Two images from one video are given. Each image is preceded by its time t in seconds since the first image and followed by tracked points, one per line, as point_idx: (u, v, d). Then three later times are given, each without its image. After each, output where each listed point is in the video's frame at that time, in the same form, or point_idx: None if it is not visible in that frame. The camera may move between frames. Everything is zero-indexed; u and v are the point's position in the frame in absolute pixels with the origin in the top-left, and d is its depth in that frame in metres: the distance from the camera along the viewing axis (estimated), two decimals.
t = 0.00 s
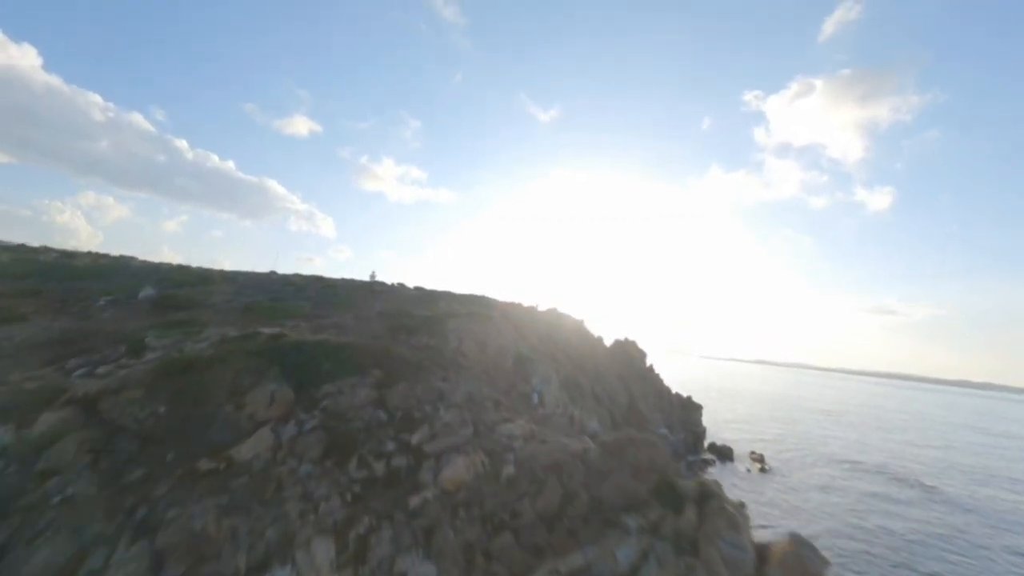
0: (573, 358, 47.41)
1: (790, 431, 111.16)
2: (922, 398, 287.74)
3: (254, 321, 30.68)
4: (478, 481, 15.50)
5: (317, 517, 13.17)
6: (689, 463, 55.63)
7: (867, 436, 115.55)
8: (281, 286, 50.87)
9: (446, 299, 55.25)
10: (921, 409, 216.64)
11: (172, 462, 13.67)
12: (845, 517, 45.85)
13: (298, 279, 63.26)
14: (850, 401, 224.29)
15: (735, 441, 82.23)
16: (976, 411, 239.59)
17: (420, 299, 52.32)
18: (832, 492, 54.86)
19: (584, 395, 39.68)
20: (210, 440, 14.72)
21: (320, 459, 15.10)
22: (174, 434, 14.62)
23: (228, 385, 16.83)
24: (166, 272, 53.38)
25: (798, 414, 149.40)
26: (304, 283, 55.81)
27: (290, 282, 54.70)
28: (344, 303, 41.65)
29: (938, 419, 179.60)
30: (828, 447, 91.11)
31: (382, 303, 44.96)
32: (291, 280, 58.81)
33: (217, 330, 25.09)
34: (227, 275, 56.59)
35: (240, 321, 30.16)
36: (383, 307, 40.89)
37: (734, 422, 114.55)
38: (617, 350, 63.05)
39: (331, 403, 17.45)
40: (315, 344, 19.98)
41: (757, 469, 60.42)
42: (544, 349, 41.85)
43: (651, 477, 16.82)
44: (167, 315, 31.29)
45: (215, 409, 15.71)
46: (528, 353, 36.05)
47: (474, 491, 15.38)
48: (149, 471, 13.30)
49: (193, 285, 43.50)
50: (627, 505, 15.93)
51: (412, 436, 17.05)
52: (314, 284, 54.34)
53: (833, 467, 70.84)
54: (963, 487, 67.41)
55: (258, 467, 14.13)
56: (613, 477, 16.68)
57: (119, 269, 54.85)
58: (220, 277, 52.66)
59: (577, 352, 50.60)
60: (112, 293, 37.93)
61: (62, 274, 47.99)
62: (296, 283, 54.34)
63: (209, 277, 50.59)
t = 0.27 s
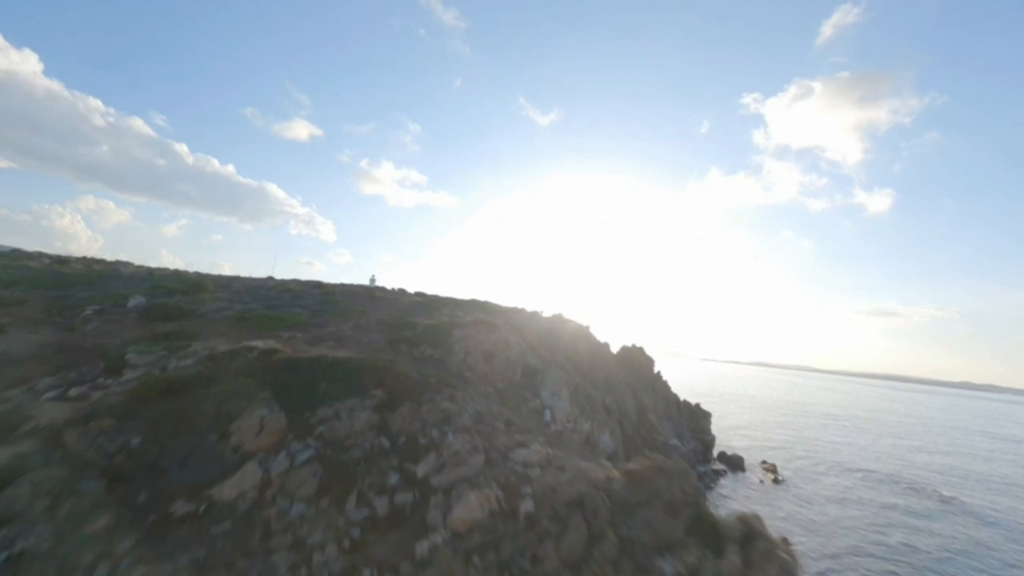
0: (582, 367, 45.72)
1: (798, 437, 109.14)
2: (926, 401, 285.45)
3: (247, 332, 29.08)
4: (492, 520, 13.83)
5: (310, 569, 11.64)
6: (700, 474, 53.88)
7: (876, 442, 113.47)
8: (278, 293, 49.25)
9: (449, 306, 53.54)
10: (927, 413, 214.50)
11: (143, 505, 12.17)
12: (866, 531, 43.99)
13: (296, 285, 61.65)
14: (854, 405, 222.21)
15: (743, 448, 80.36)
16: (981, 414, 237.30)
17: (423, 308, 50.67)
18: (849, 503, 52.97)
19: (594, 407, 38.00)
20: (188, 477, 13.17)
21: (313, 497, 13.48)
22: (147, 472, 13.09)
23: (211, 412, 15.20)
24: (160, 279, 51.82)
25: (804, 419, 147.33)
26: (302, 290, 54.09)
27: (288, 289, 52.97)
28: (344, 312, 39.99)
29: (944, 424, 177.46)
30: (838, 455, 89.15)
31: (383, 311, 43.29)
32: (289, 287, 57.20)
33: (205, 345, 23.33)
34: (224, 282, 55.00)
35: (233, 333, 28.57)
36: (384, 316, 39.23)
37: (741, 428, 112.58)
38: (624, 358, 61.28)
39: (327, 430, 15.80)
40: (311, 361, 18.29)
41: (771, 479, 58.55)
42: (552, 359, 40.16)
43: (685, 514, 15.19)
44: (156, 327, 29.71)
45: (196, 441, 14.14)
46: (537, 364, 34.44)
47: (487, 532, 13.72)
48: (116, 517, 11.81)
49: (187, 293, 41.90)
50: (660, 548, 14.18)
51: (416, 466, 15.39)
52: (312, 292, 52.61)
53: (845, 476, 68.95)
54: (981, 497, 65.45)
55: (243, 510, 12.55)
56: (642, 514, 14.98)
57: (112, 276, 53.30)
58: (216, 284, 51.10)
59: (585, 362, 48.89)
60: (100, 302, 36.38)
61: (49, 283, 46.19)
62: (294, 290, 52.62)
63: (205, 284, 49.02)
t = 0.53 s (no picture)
0: (587, 373, 44.64)
1: (804, 441, 107.72)
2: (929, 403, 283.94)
3: (242, 341, 27.93)
4: (504, 552, 12.91)
5: None
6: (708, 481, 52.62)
7: (882, 447, 112.04)
8: (276, 297, 48.07)
9: (451, 311, 52.40)
10: (931, 415, 213.02)
11: (121, 540, 11.33)
12: (880, 542, 42.69)
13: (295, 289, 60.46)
14: (858, 407, 220.54)
15: (750, 453, 79.08)
16: (985, 416, 235.84)
17: (424, 312, 49.55)
18: (861, 512, 51.68)
19: (601, 416, 36.82)
20: (171, 508, 12.32)
21: (309, 528, 12.54)
22: (128, 503, 12.24)
23: (199, 433, 14.23)
24: (155, 283, 50.66)
25: (808, 421, 145.92)
26: (301, 294, 53.04)
27: (287, 293, 51.93)
28: (344, 317, 38.92)
29: (949, 426, 175.95)
30: (846, 459, 87.77)
31: (383, 317, 42.10)
32: (288, 290, 56.05)
33: (197, 355, 22.31)
34: (220, 285, 53.82)
35: (227, 342, 27.44)
36: (384, 322, 38.04)
37: (746, 431, 111.20)
38: (630, 362, 60.15)
39: (324, 450, 14.70)
40: (308, 373, 17.12)
41: (779, 486, 57.28)
42: (558, 365, 38.96)
43: (712, 541, 14.19)
44: (147, 335, 28.56)
45: (182, 466, 13.22)
46: (543, 371, 33.29)
47: (498, 565, 12.86)
48: (91, 554, 10.94)
49: (182, 297, 40.76)
50: None
51: (421, 490, 14.35)
52: (311, 296, 51.58)
53: (855, 482, 67.62)
54: (994, 504, 64.03)
55: (231, 546, 11.66)
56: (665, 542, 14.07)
57: (107, 280, 52.15)
58: (212, 288, 49.95)
59: (590, 367, 47.75)
60: (91, 307, 35.25)
61: (43, 287, 45.22)
62: (293, 294, 51.58)
63: (201, 288, 47.86)
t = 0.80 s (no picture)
0: (596, 382, 43.04)
1: (812, 446, 105.82)
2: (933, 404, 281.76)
3: (233, 355, 26.26)
4: None
5: None
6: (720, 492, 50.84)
7: (892, 451, 110.13)
8: (272, 304, 46.35)
9: (454, 317, 50.70)
10: (936, 417, 210.89)
11: None
12: (903, 558, 40.87)
13: (293, 294, 58.83)
14: (863, 409, 218.50)
15: (759, 459, 77.10)
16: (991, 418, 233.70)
17: (426, 319, 47.87)
18: (879, 524, 49.84)
19: (613, 429, 35.16)
20: (141, 561, 11.50)
21: None
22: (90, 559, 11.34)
23: (176, 474, 13.09)
24: (147, 290, 48.97)
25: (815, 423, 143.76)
26: (299, 300, 51.34)
27: (284, 300, 50.24)
28: (343, 326, 37.26)
29: (956, 429, 173.90)
30: (857, 465, 85.82)
31: (383, 325, 40.29)
32: (285, 296, 54.37)
33: (182, 373, 20.70)
34: (215, 292, 52.12)
35: (217, 356, 25.83)
36: (384, 331, 36.29)
37: (753, 436, 109.24)
38: (638, 368, 58.43)
39: (317, 489, 13.46)
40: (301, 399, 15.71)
41: (793, 496, 55.43)
42: (566, 375, 37.30)
43: None
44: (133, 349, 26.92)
45: (154, 514, 12.33)
46: (553, 384, 31.77)
47: None
48: None
49: (173, 305, 39.15)
50: None
51: (429, 535, 13.24)
52: (309, 302, 49.89)
53: (869, 489, 65.69)
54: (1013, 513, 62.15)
55: None
56: None
57: (97, 287, 50.48)
58: (206, 296, 48.23)
59: (599, 375, 46.09)
60: (77, 317, 33.61)
61: (30, 295, 43.54)
62: (290, 301, 49.90)
63: (194, 295, 46.18)
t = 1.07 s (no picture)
0: (602, 388, 41.96)
1: (818, 448, 104.45)
2: (936, 404, 280.75)
3: (227, 365, 25.15)
4: None
5: None
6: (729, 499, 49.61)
7: (898, 453, 108.75)
8: (268, 308, 45.14)
9: (456, 321, 49.49)
10: (939, 417, 209.86)
11: None
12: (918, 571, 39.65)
13: (291, 298, 57.60)
14: (866, 410, 217.04)
15: (766, 463, 75.93)
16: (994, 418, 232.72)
17: (427, 323, 46.68)
18: (892, 532, 48.57)
19: (622, 438, 34.15)
20: None
21: None
22: None
23: (157, 509, 12.49)
24: (141, 294, 47.75)
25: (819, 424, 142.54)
26: (297, 304, 50.17)
27: (281, 304, 49.08)
28: (341, 331, 36.09)
29: (960, 429, 172.78)
30: (865, 468, 84.43)
31: (383, 330, 39.16)
32: (283, 300, 53.22)
33: (171, 386, 19.71)
34: (211, 296, 50.91)
35: (211, 366, 24.75)
36: (384, 337, 35.18)
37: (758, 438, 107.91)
38: (643, 372, 57.18)
39: (312, 520, 12.74)
40: (295, 420, 14.89)
41: (803, 503, 54.18)
42: (573, 382, 36.26)
43: None
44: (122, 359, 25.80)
45: (134, 553, 11.67)
46: (560, 393, 30.80)
47: None
48: None
49: (167, 311, 38.00)
50: None
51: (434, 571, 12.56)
52: (307, 306, 48.67)
53: (879, 494, 64.52)
54: None
55: None
56: None
57: (89, 291, 49.25)
58: (201, 300, 47.01)
59: (604, 381, 44.95)
60: (66, 324, 32.46)
61: (20, 300, 42.41)
62: (288, 305, 48.74)
63: (188, 299, 44.97)
